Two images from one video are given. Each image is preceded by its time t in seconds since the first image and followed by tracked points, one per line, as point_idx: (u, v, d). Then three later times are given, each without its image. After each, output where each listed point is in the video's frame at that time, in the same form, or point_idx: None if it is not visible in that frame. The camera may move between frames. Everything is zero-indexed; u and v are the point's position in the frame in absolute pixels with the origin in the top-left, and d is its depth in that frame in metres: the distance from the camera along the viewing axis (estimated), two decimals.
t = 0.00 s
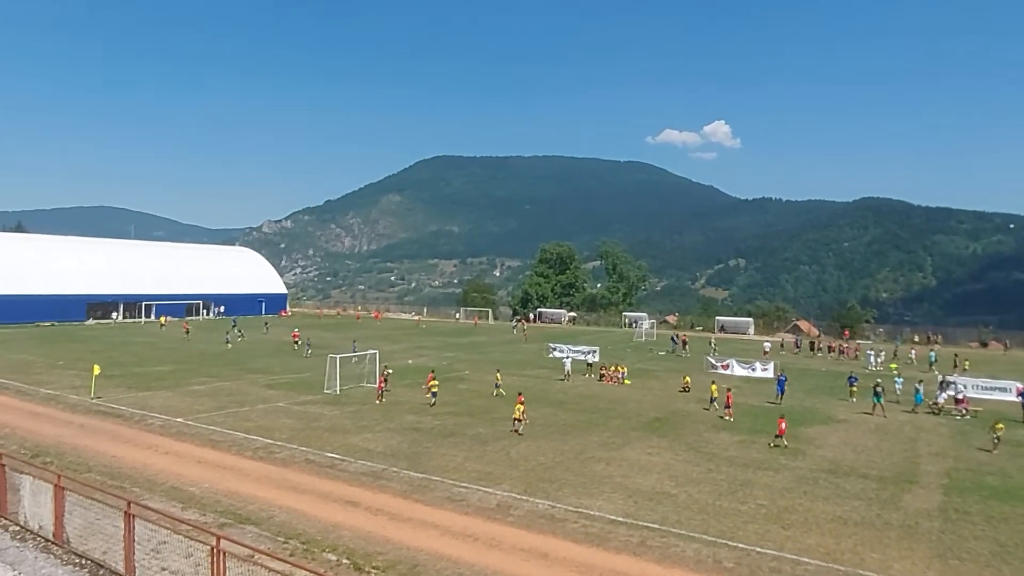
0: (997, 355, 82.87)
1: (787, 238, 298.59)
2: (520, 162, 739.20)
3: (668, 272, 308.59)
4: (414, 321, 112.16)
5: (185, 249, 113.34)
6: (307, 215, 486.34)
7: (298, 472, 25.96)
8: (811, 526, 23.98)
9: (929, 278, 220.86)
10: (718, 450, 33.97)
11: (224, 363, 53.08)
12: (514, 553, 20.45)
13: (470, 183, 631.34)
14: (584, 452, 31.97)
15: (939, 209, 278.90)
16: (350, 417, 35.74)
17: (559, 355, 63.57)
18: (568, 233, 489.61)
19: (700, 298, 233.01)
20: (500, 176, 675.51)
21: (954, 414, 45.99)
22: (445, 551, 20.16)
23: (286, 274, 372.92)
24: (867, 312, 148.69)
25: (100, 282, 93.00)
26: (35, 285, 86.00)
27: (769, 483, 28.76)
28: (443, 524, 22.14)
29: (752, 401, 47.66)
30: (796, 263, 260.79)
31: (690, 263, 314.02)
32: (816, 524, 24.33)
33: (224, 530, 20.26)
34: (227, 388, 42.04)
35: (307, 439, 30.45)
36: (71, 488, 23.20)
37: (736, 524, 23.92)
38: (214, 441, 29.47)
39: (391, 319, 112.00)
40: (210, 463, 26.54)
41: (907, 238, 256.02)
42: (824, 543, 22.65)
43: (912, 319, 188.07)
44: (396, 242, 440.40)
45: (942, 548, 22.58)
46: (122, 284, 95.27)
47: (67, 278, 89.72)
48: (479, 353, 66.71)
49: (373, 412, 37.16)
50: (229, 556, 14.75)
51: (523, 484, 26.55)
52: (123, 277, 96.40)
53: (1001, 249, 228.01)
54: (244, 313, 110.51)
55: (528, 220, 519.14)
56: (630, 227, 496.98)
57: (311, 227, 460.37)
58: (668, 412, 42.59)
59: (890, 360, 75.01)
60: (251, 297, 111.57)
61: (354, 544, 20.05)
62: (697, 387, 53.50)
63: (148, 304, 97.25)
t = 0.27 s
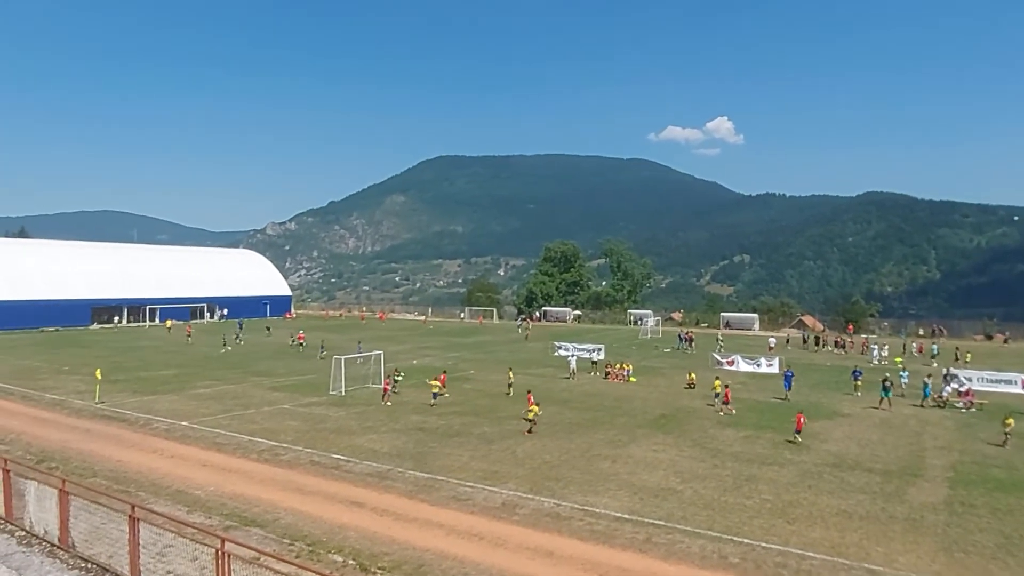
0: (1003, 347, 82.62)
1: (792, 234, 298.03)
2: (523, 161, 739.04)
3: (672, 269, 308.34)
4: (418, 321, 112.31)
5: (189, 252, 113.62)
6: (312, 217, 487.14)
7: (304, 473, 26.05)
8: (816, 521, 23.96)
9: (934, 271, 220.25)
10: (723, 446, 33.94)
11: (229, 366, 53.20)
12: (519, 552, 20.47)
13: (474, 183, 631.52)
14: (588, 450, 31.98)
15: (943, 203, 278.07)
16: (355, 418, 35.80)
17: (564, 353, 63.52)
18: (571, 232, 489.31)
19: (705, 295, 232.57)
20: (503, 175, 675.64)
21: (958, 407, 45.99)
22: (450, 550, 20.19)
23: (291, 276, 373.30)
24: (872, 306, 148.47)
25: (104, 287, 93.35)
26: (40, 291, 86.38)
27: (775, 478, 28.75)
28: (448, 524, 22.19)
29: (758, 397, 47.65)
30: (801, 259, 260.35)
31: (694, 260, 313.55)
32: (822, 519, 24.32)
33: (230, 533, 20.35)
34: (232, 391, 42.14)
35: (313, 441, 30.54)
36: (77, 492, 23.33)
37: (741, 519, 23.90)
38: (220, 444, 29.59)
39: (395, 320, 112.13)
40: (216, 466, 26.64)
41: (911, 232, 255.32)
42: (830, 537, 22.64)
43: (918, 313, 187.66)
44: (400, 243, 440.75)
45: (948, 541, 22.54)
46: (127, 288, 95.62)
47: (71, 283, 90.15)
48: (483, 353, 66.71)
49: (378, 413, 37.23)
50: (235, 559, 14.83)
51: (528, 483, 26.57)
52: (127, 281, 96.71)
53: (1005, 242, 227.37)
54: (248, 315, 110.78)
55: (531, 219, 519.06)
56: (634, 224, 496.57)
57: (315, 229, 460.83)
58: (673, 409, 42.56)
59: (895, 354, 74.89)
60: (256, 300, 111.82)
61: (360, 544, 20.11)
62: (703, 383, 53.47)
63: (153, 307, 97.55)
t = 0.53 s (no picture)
0: (1004, 340, 82.68)
1: (792, 230, 297.85)
2: (522, 160, 738.93)
3: (673, 267, 308.09)
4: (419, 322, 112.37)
5: (189, 256, 113.66)
6: (312, 220, 487.05)
7: (307, 476, 26.08)
8: (819, 516, 23.98)
9: (934, 265, 220.16)
10: (726, 442, 33.94)
11: (231, 370, 53.25)
12: (523, 550, 20.50)
13: (473, 183, 631.29)
14: (591, 448, 32.00)
15: (943, 197, 277.99)
16: (357, 420, 35.83)
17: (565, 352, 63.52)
18: (571, 231, 489.17)
19: (706, 292, 232.34)
20: (502, 175, 675.43)
21: (960, 400, 46.01)
22: (453, 550, 20.23)
23: (292, 279, 373.09)
24: (873, 301, 148.49)
25: (104, 292, 93.41)
26: (40, 297, 86.45)
27: (777, 474, 28.76)
28: (451, 524, 22.22)
29: (759, 393, 47.66)
30: (801, 255, 260.21)
31: (694, 257, 313.37)
32: (825, 513, 24.34)
33: (233, 536, 20.38)
34: (234, 394, 42.22)
35: (315, 443, 30.58)
36: (81, 498, 23.37)
37: (745, 515, 23.93)
38: (223, 447, 29.63)
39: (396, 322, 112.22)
40: (219, 469, 26.67)
41: (911, 227, 255.16)
42: (833, 531, 22.67)
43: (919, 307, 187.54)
44: (400, 244, 440.48)
45: (950, 533, 22.57)
46: (127, 293, 95.67)
47: (72, 289, 90.24)
48: (484, 352, 66.78)
49: (380, 414, 37.24)
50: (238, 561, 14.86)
51: (531, 482, 26.61)
52: (127, 286, 96.78)
53: (1005, 235, 227.27)
54: (249, 319, 110.82)
55: (531, 218, 518.90)
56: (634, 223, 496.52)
57: (315, 231, 460.65)
58: (676, 407, 42.54)
59: (896, 348, 74.96)
60: (256, 303, 111.86)
61: (364, 546, 20.14)
62: (704, 380, 53.50)
63: (153, 312, 97.64)
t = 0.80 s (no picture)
0: (1003, 335, 82.76)
1: (791, 227, 297.80)
2: (520, 160, 738.59)
3: (672, 265, 307.96)
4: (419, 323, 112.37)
5: (187, 259, 113.56)
6: (310, 221, 486.72)
7: (307, 477, 26.08)
8: (820, 512, 24.00)
9: (933, 261, 220.20)
10: (726, 440, 33.94)
11: (231, 372, 53.24)
12: (525, 549, 20.52)
13: (472, 183, 630.96)
14: (592, 447, 32.02)
15: (942, 192, 277.95)
16: (358, 421, 35.84)
17: (565, 351, 63.49)
18: (571, 230, 489.13)
19: (706, 289, 232.42)
20: (500, 175, 675.09)
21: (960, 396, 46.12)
22: (454, 550, 20.27)
23: (291, 281, 372.69)
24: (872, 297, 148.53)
25: (103, 295, 93.30)
26: (39, 301, 86.39)
27: (778, 470, 28.78)
28: (452, 523, 22.23)
29: (759, 391, 47.65)
30: (801, 252, 260.17)
31: (694, 255, 313.46)
32: (825, 509, 24.37)
33: (235, 538, 20.40)
34: (234, 396, 42.22)
35: (316, 444, 30.60)
36: (82, 501, 23.36)
37: (746, 512, 23.94)
38: (224, 449, 29.66)
39: (396, 322, 112.22)
40: (220, 471, 26.69)
41: (910, 223, 255.14)
42: (834, 527, 22.69)
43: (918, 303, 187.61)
44: (400, 245, 440.07)
45: (952, 528, 22.57)
46: (126, 296, 95.59)
47: (71, 293, 90.17)
48: (484, 352, 66.80)
49: (381, 415, 37.25)
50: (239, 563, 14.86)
51: (532, 481, 26.62)
52: (126, 289, 96.74)
53: (1004, 230, 227.31)
54: (249, 321, 110.76)
55: (530, 218, 518.59)
56: (633, 221, 496.35)
57: (314, 232, 460.46)
58: (676, 405, 42.55)
59: (896, 344, 75.08)
60: (256, 305, 111.80)
61: (365, 546, 20.15)
62: (704, 378, 53.51)
63: (152, 315, 97.57)
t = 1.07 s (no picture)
0: (1002, 332, 82.92)
1: (789, 225, 297.95)
2: (518, 160, 738.61)
3: (671, 263, 308.06)
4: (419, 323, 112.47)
5: (185, 261, 113.53)
6: (309, 222, 486.62)
7: (308, 479, 26.10)
8: (819, 509, 24.04)
9: (931, 258, 220.43)
10: (726, 438, 33.96)
11: (231, 373, 53.19)
12: (525, 549, 20.54)
13: (470, 183, 630.88)
14: (593, 446, 32.06)
15: (939, 189, 278.19)
16: (358, 422, 35.85)
17: (565, 350, 63.49)
18: (569, 229, 489.09)
19: (705, 288, 232.60)
20: (498, 175, 675.04)
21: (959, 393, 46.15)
22: (454, 550, 20.28)
23: (290, 282, 372.71)
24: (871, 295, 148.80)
25: (103, 298, 93.28)
26: (38, 304, 86.32)
27: (778, 468, 28.81)
28: (452, 523, 22.27)
29: (758, 389, 47.60)
30: (799, 250, 260.42)
31: (692, 254, 313.55)
32: (824, 506, 24.41)
33: (235, 540, 20.42)
34: (234, 398, 42.21)
35: (316, 445, 30.61)
36: (81, 504, 23.36)
37: (746, 510, 23.99)
38: (224, 451, 29.68)
39: (395, 323, 112.28)
40: (220, 473, 26.69)
41: (908, 220, 255.45)
42: (833, 524, 22.74)
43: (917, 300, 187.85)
44: (398, 245, 440.05)
45: (950, 525, 22.64)
46: (125, 299, 95.56)
47: (70, 296, 90.13)
48: (483, 352, 66.80)
49: (381, 416, 37.27)
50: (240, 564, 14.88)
51: (532, 480, 26.64)
52: (125, 291, 96.69)
53: (1002, 226, 227.56)
54: (248, 322, 110.82)
55: (528, 217, 518.64)
56: (631, 220, 496.59)
57: (312, 233, 460.20)
58: (676, 403, 42.59)
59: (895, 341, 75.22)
60: (254, 306, 111.86)
61: (365, 547, 20.18)
62: (704, 376, 53.54)
63: (151, 318, 97.53)
